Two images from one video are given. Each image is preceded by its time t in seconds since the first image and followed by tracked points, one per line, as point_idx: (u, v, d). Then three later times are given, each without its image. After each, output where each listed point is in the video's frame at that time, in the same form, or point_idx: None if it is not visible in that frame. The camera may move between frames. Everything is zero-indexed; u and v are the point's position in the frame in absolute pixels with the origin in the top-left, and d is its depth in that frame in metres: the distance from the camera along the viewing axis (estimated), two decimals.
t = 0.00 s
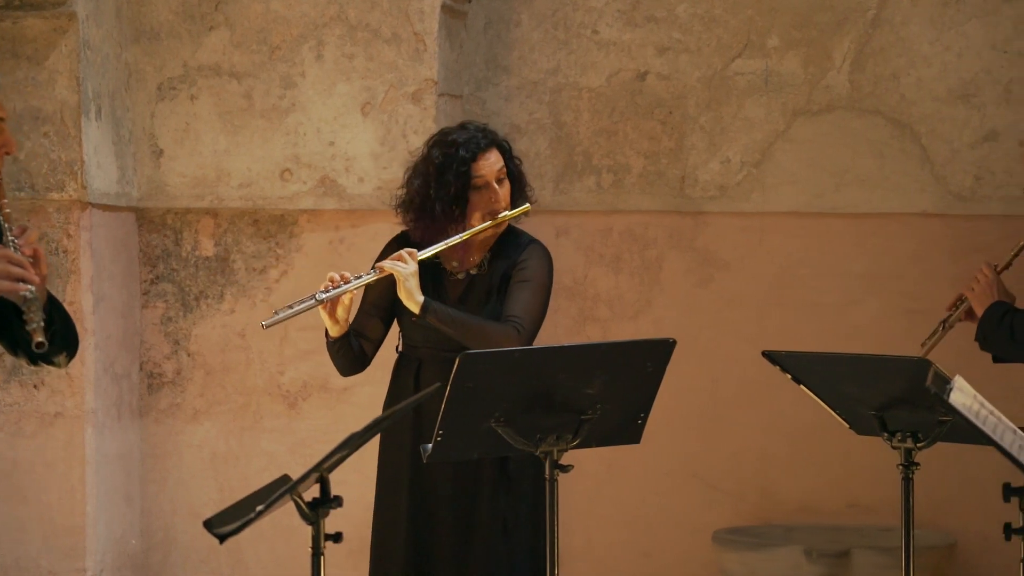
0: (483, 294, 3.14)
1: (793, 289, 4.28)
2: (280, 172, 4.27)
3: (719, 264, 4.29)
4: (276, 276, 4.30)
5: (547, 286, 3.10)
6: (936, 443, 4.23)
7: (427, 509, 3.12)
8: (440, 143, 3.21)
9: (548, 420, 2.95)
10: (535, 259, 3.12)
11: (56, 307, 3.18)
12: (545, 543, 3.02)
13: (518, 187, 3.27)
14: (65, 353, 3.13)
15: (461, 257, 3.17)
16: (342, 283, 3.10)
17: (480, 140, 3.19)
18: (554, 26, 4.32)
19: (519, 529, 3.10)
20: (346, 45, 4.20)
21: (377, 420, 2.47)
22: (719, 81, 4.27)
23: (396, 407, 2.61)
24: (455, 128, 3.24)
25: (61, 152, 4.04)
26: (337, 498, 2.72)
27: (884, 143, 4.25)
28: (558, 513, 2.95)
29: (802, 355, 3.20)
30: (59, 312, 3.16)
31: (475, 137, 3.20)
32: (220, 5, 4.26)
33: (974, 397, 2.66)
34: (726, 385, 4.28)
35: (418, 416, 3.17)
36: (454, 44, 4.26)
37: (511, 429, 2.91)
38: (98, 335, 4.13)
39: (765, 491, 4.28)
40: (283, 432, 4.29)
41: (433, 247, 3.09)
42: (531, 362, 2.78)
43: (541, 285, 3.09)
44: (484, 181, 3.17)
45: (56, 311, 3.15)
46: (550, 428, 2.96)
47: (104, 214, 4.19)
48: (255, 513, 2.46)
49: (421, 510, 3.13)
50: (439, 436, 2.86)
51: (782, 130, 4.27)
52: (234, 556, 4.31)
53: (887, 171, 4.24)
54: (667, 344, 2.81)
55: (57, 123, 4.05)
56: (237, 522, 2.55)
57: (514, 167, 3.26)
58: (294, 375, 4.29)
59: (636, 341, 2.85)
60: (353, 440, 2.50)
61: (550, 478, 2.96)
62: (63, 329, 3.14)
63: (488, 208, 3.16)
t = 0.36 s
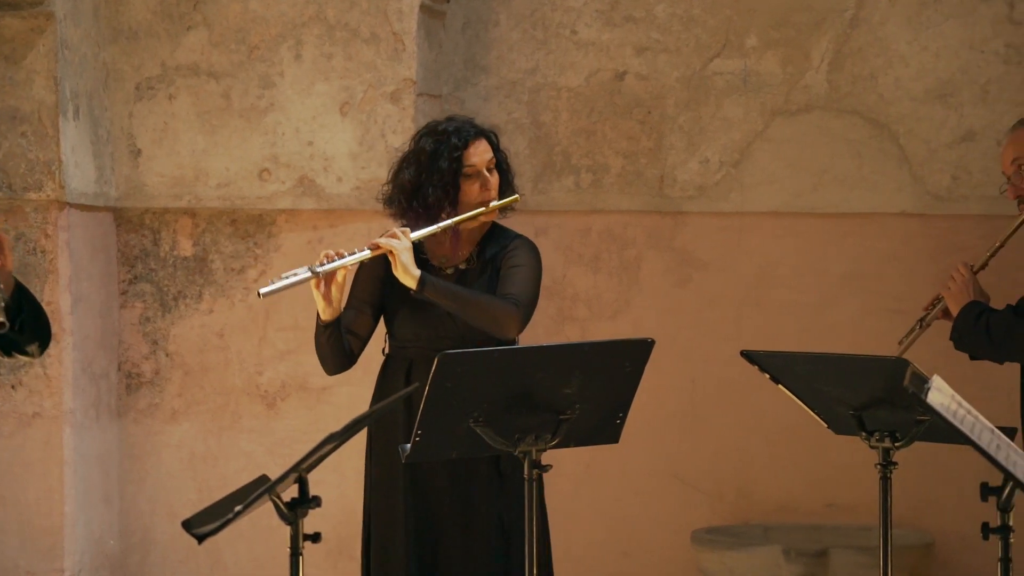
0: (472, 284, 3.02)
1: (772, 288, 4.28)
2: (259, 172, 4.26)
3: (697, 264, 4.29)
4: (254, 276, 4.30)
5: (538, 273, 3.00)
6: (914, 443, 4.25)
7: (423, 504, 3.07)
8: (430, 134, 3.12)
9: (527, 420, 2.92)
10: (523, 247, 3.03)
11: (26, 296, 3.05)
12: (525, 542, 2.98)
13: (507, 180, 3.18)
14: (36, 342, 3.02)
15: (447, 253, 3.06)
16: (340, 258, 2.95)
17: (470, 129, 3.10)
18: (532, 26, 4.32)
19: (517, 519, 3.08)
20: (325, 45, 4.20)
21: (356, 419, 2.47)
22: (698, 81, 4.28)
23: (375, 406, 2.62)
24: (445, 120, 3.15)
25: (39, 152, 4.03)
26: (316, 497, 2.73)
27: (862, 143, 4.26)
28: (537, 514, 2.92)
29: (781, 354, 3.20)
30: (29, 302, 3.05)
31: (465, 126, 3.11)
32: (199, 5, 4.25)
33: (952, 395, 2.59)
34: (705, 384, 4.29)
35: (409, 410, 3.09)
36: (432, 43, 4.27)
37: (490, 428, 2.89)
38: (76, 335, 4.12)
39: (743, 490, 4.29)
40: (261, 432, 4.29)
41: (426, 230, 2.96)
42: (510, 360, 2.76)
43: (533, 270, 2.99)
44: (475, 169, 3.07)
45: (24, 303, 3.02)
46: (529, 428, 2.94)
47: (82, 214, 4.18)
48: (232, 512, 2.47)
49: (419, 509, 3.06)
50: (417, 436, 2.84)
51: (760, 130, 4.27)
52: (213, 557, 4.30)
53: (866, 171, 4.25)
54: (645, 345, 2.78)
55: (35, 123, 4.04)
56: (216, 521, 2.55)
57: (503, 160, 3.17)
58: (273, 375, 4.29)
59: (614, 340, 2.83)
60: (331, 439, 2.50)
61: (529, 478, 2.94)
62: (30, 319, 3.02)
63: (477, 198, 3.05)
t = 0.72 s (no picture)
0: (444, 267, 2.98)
1: (749, 288, 4.28)
2: (236, 171, 4.25)
3: (675, 264, 4.29)
4: (231, 276, 4.29)
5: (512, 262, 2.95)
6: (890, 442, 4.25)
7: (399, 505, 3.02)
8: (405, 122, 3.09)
9: (504, 420, 2.92)
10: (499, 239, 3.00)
11: None
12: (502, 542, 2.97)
13: (482, 172, 3.14)
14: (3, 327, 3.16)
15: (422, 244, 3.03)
16: (303, 220, 2.98)
17: (445, 117, 3.08)
18: (509, 26, 4.31)
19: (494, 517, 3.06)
20: (302, 44, 4.20)
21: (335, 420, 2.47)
22: (675, 81, 4.28)
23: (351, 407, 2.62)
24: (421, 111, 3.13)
25: (15, 152, 4.03)
26: (294, 497, 2.74)
27: (839, 143, 4.26)
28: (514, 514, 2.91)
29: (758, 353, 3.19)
30: None
31: (440, 115, 3.09)
32: (175, 4, 4.24)
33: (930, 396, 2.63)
34: (682, 384, 4.28)
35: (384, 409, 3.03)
36: (409, 43, 4.26)
37: (467, 428, 2.88)
38: (52, 335, 4.11)
39: (721, 490, 4.29)
40: (238, 432, 4.29)
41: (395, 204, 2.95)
42: (487, 360, 2.74)
43: (506, 254, 2.94)
44: (449, 156, 3.05)
45: None
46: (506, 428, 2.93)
47: (58, 214, 4.17)
48: (209, 513, 2.49)
49: (392, 510, 3.02)
50: (394, 436, 2.81)
51: (737, 130, 4.28)
52: (189, 557, 4.30)
53: (843, 171, 4.25)
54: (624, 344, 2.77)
55: (11, 123, 4.03)
56: (194, 523, 2.57)
57: (477, 151, 3.14)
58: (250, 375, 4.28)
59: (592, 340, 2.82)
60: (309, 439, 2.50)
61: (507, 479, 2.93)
62: None
63: (449, 185, 3.02)
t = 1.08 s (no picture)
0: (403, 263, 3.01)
1: (725, 287, 4.29)
2: (211, 171, 4.25)
3: (651, 264, 4.29)
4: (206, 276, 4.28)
5: (471, 262, 2.97)
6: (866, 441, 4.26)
7: (360, 512, 3.02)
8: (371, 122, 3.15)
9: (480, 420, 2.92)
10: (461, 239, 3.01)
11: None
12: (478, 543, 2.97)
13: (448, 171, 3.16)
14: None
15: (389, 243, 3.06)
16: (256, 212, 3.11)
17: (408, 116, 3.12)
18: (485, 25, 4.32)
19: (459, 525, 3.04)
20: (278, 44, 4.20)
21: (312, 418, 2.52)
22: (651, 81, 4.28)
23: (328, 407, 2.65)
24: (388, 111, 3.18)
25: None
26: (269, 497, 2.79)
27: (814, 143, 4.26)
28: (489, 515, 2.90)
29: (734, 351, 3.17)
30: None
31: (404, 114, 3.13)
32: (151, 4, 4.23)
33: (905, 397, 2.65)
34: (658, 384, 4.29)
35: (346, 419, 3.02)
36: (385, 43, 4.26)
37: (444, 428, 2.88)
38: (27, 335, 4.11)
39: (697, 489, 4.29)
40: (214, 433, 4.29)
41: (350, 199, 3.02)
42: (463, 361, 2.75)
43: (464, 254, 2.96)
44: (411, 153, 3.08)
45: None
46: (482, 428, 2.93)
47: (33, 214, 4.16)
48: (184, 513, 2.54)
49: (350, 509, 3.02)
50: (371, 436, 2.82)
51: (713, 130, 4.28)
52: (165, 557, 4.30)
53: (820, 170, 4.26)
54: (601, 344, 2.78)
55: None
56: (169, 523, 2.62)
57: (445, 150, 3.16)
58: (225, 375, 4.28)
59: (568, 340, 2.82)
60: (286, 438, 2.55)
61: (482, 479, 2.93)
62: None
63: (409, 182, 3.05)
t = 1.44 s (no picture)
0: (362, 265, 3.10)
1: (702, 287, 4.29)
2: (189, 171, 4.25)
3: (628, 264, 4.30)
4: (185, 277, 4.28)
5: (428, 264, 3.05)
6: (844, 441, 4.26)
7: (316, 523, 3.03)
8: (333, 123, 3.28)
9: (456, 420, 2.93)
10: (419, 240, 3.09)
11: None
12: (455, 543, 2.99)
13: (409, 171, 3.26)
14: None
15: (349, 243, 3.17)
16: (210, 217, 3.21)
17: (368, 118, 3.24)
18: (463, 26, 4.32)
19: (417, 538, 3.04)
20: (255, 44, 4.20)
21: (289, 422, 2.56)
22: (629, 81, 4.28)
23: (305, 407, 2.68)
24: (350, 112, 3.30)
25: None
26: (248, 498, 2.81)
27: (792, 143, 4.27)
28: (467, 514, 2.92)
29: (711, 351, 3.17)
30: None
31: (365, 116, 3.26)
32: (128, 4, 4.23)
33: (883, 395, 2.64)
34: (636, 384, 4.29)
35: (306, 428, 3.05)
36: (363, 43, 4.26)
37: (421, 427, 2.90)
38: (4, 335, 4.11)
39: (674, 489, 4.29)
40: (191, 433, 4.29)
41: (309, 202, 3.13)
42: (438, 361, 2.76)
43: (421, 255, 3.05)
44: (370, 155, 3.20)
45: None
46: (459, 428, 2.95)
47: (11, 214, 4.15)
48: (163, 513, 2.55)
49: (305, 507, 3.04)
50: (349, 436, 2.84)
51: (691, 130, 4.28)
52: (143, 558, 4.29)
53: (798, 170, 4.26)
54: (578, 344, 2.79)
55: None
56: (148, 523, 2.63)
57: (406, 152, 3.28)
58: (203, 375, 4.28)
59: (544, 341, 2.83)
60: (264, 439, 2.58)
61: (460, 479, 2.95)
62: None
63: (369, 183, 3.17)
